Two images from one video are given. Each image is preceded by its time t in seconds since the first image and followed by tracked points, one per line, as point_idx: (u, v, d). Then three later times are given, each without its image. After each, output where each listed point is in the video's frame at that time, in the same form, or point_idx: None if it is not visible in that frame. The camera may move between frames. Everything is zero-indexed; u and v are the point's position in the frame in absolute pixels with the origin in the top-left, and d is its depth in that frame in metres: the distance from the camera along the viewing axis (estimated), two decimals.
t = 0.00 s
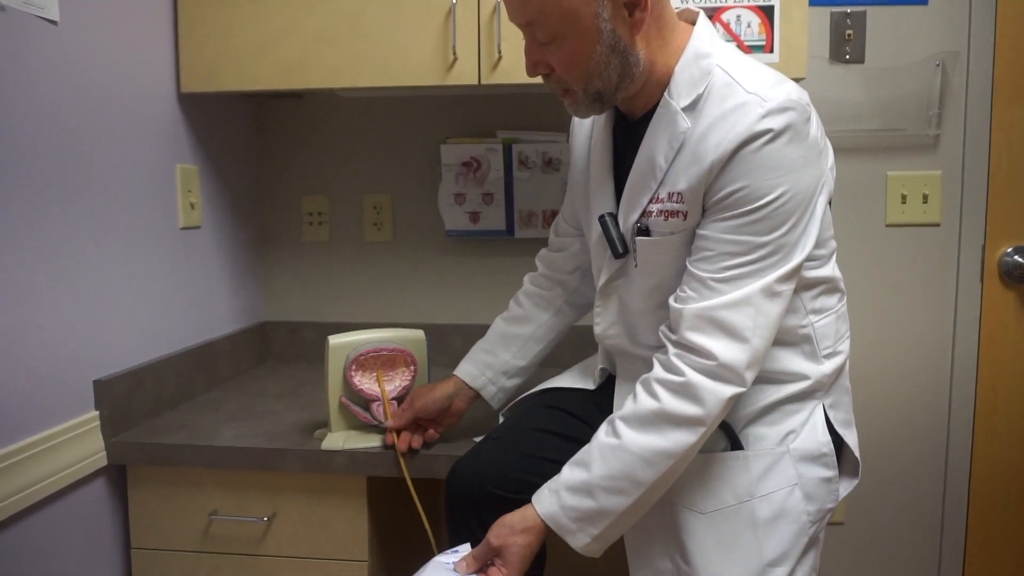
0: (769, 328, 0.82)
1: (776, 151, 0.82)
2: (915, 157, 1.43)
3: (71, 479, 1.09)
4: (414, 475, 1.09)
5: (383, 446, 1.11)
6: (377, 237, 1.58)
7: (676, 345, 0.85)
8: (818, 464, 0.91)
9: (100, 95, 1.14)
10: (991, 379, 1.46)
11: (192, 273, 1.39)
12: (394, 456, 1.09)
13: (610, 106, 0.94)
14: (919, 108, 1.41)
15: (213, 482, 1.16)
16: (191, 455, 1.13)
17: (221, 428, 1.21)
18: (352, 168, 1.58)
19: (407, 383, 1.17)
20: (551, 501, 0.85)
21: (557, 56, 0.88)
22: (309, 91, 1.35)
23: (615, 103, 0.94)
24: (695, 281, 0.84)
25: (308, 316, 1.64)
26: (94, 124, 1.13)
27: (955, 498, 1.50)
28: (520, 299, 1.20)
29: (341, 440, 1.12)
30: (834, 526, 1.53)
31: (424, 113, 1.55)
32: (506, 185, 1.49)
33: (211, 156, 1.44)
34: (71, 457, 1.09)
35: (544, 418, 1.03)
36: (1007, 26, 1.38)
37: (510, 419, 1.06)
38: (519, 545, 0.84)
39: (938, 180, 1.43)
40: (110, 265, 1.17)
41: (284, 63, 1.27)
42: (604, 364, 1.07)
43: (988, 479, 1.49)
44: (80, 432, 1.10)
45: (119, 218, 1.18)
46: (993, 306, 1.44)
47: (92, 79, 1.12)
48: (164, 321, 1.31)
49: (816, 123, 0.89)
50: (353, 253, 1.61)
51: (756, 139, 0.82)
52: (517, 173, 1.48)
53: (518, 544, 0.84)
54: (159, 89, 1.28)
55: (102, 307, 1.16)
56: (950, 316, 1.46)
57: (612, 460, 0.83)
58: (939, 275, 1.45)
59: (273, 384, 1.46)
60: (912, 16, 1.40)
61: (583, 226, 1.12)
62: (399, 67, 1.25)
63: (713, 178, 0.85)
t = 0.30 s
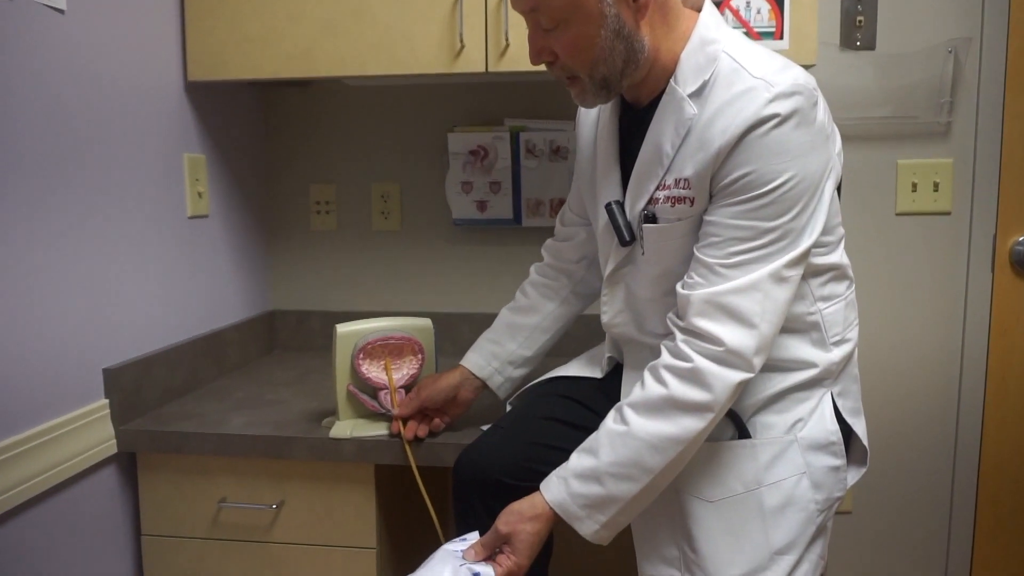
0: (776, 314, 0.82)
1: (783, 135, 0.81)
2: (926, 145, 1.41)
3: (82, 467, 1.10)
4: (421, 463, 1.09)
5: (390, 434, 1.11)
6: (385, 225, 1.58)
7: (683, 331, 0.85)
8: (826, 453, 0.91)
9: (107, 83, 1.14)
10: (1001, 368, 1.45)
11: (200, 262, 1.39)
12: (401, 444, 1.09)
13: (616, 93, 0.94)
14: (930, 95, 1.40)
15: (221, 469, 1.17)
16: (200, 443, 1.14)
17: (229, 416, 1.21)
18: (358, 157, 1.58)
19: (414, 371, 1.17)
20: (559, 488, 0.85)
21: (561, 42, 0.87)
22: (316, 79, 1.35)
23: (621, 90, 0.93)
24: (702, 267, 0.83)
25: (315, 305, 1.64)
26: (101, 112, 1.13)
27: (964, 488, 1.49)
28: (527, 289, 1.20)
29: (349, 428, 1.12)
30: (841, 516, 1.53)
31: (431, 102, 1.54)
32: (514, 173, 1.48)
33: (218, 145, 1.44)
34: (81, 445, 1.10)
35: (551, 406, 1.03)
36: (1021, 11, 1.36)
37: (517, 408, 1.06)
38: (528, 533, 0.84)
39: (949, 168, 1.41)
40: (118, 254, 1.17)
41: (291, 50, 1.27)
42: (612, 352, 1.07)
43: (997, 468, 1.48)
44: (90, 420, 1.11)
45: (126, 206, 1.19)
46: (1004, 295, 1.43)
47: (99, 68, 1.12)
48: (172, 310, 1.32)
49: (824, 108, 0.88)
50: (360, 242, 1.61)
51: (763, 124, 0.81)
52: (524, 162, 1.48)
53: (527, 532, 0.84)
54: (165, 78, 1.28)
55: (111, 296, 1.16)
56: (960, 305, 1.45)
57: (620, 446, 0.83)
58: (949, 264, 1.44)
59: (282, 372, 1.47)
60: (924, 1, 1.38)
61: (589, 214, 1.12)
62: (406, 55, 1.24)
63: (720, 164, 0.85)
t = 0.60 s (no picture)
0: (781, 292, 0.81)
1: (788, 113, 0.81)
2: (935, 128, 1.40)
3: (90, 450, 1.11)
4: (427, 445, 1.09)
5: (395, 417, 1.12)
6: (390, 209, 1.58)
7: (687, 310, 0.85)
8: (831, 436, 0.91)
9: (110, 66, 1.14)
10: (1009, 352, 1.44)
11: (205, 246, 1.39)
12: (407, 427, 1.10)
13: (623, 71, 0.93)
14: (940, 77, 1.38)
15: (228, 452, 1.18)
16: (207, 426, 1.15)
17: (236, 400, 1.22)
18: (363, 140, 1.57)
19: (420, 355, 1.17)
20: (562, 467, 0.86)
21: (565, 17, 0.86)
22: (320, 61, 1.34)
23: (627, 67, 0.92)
24: (706, 245, 0.83)
25: (321, 289, 1.65)
26: (105, 95, 1.12)
27: (969, 471, 1.49)
28: (533, 274, 1.19)
29: (354, 412, 1.12)
30: (846, 499, 1.54)
31: (435, 85, 1.53)
32: (519, 156, 1.48)
33: (223, 129, 1.44)
34: (89, 428, 1.10)
35: (555, 389, 1.03)
36: None
37: (522, 391, 1.06)
38: (531, 511, 0.85)
39: (958, 151, 1.40)
40: (123, 237, 1.17)
41: (294, 32, 1.26)
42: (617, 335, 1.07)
43: (1002, 452, 1.48)
44: (97, 403, 1.12)
45: (131, 189, 1.19)
46: (1013, 278, 1.42)
47: (102, 50, 1.12)
48: (177, 294, 1.32)
49: (830, 87, 0.87)
50: (365, 226, 1.60)
51: (768, 101, 0.81)
52: (530, 146, 1.47)
53: (530, 511, 0.85)
54: (169, 61, 1.27)
55: (116, 279, 1.17)
56: (968, 288, 1.44)
57: (622, 424, 0.83)
58: (957, 248, 1.43)
59: (288, 356, 1.47)
60: None
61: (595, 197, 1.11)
62: (410, 37, 1.23)
63: (725, 142, 0.84)
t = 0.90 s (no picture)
0: (784, 265, 0.81)
1: (791, 84, 0.80)
2: (944, 105, 1.39)
3: (97, 428, 1.11)
4: (432, 423, 1.10)
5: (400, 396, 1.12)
6: (394, 187, 1.58)
7: (690, 284, 0.84)
8: (835, 414, 0.91)
9: (111, 43, 1.13)
10: (1016, 331, 1.43)
11: (209, 225, 1.39)
12: (412, 405, 1.10)
13: (634, 36, 0.91)
14: (950, 53, 1.37)
15: (234, 430, 1.18)
16: (213, 404, 1.15)
17: (241, 378, 1.22)
18: (366, 118, 1.57)
19: (425, 334, 1.18)
20: (565, 442, 0.86)
21: None
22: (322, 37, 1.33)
23: (639, 31, 0.91)
24: (709, 218, 0.83)
25: (326, 268, 1.65)
26: (107, 72, 1.12)
27: (974, 450, 1.49)
28: (539, 253, 1.19)
29: (360, 390, 1.13)
30: (850, 477, 1.54)
31: (439, 62, 1.52)
32: (524, 134, 1.47)
33: (226, 108, 1.43)
34: (96, 406, 1.11)
35: (559, 366, 1.03)
36: None
37: (527, 369, 1.06)
38: (533, 485, 0.85)
39: (967, 128, 1.38)
40: (127, 216, 1.17)
41: (296, 8, 1.25)
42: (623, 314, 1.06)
43: (1007, 430, 1.47)
44: (104, 381, 1.12)
45: (134, 167, 1.18)
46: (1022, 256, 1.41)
47: (103, 27, 1.11)
48: (182, 273, 1.32)
49: (835, 59, 0.86)
50: (369, 205, 1.60)
51: (771, 72, 0.80)
52: (534, 124, 1.46)
53: (532, 485, 0.85)
54: (170, 38, 1.26)
55: (121, 258, 1.17)
56: (975, 267, 1.43)
57: (625, 399, 0.84)
58: (965, 226, 1.42)
59: (294, 335, 1.48)
60: None
61: (600, 175, 1.11)
62: (413, 13, 1.22)
63: (727, 114, 0.84)
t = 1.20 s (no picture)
0: (791, 241, 0.80)
1: (797, 57, 0.79)
2: (955, 82, 1.37)
3: (106, 406, 1.12)
4: (438, 400, 1.10)
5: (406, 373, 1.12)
6: (399, 166, 1.57)
7: (695, 260, 0.84)
8: (840, 392, 0.91)
9: (115, 19, 1.12)
10: None
11: (214, 204, 1.39)
12: (418, 382, 1.11)
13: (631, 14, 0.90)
14: (962, 29, 1.35)
15: (242, 407, 1.19)
16: (221, 381, 1.16)
17: (249, 356, 1.23)
18: (371, 96, 1.56)
19: (430, 312, 1.17)
20: (570, 419, 0.86)
21: None
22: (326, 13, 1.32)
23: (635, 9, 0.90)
24: (714, 194, 0.82)
25: (332, 247, 1.65)
26: (110, 49, 1.11)
27: (980, 429, 1.49)
28: (546, 232, 1.19)
29: (367, 368, 1.13)
30: (855, 456, 1.55)
31: (445, 39, 1.51)
32: (530, 112, 1.46)
33: (230, 85, 1.42)
34: (105, 384, 1.12)
35: (565, 345, 1.03)
36: None
37: (533, 348, 1.06)
38: (538, 462, 0.85)
39: (978, 105, 1.37)
40: (132, 194, 1.17)
41: None
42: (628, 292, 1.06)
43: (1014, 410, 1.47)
44: (112, 359, 1.13)
45: (139, 145, 1.18)
46: None
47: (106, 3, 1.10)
48: (188, 251, 1.32)
49: (842, 32, 0.86)
50: (375, 184, 1.60)
51: (777, 45, 0.79)
52: (541, 101, 1.45)
53: (537, 462, 0.85)
54: (173, 14, 1.25)
55: (127, 236, 1.17)
56: (984, 246, 1.42)
57: (630, 375, 0.84)
58: (975, 204, 1.41)
59: (300, 314, 1.48)
60: None
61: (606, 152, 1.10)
62: None
63: (733, 89, 0.83)
